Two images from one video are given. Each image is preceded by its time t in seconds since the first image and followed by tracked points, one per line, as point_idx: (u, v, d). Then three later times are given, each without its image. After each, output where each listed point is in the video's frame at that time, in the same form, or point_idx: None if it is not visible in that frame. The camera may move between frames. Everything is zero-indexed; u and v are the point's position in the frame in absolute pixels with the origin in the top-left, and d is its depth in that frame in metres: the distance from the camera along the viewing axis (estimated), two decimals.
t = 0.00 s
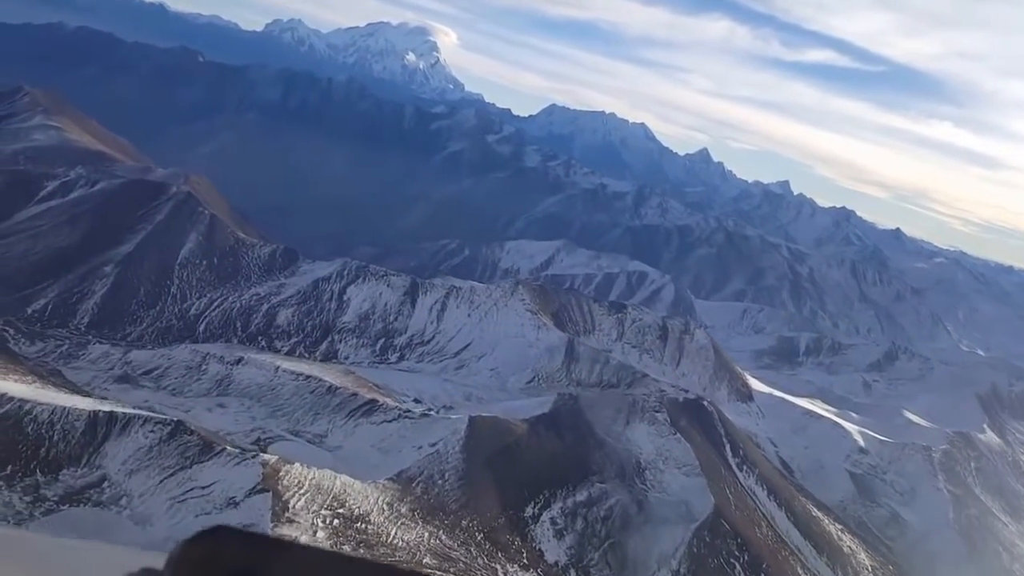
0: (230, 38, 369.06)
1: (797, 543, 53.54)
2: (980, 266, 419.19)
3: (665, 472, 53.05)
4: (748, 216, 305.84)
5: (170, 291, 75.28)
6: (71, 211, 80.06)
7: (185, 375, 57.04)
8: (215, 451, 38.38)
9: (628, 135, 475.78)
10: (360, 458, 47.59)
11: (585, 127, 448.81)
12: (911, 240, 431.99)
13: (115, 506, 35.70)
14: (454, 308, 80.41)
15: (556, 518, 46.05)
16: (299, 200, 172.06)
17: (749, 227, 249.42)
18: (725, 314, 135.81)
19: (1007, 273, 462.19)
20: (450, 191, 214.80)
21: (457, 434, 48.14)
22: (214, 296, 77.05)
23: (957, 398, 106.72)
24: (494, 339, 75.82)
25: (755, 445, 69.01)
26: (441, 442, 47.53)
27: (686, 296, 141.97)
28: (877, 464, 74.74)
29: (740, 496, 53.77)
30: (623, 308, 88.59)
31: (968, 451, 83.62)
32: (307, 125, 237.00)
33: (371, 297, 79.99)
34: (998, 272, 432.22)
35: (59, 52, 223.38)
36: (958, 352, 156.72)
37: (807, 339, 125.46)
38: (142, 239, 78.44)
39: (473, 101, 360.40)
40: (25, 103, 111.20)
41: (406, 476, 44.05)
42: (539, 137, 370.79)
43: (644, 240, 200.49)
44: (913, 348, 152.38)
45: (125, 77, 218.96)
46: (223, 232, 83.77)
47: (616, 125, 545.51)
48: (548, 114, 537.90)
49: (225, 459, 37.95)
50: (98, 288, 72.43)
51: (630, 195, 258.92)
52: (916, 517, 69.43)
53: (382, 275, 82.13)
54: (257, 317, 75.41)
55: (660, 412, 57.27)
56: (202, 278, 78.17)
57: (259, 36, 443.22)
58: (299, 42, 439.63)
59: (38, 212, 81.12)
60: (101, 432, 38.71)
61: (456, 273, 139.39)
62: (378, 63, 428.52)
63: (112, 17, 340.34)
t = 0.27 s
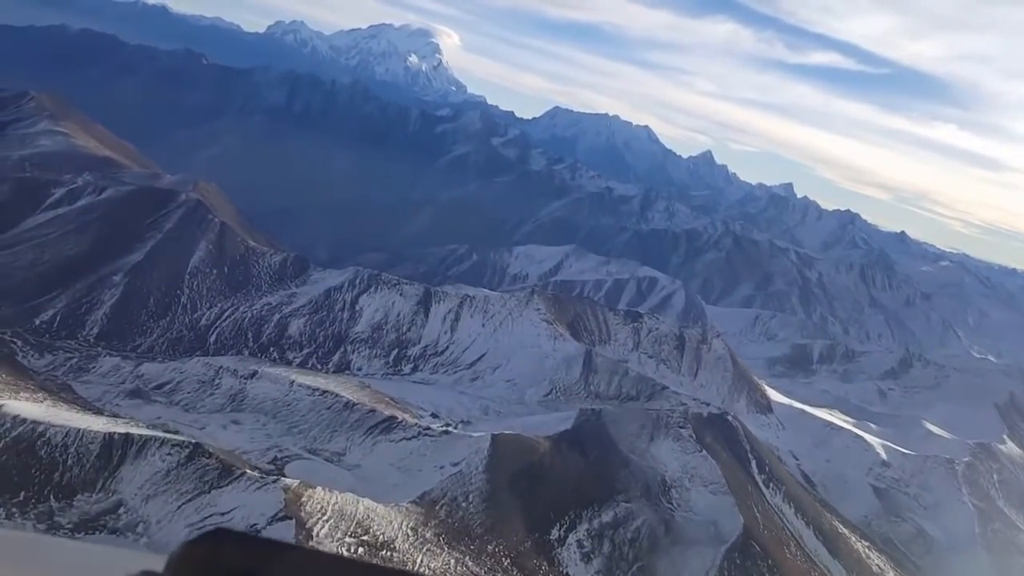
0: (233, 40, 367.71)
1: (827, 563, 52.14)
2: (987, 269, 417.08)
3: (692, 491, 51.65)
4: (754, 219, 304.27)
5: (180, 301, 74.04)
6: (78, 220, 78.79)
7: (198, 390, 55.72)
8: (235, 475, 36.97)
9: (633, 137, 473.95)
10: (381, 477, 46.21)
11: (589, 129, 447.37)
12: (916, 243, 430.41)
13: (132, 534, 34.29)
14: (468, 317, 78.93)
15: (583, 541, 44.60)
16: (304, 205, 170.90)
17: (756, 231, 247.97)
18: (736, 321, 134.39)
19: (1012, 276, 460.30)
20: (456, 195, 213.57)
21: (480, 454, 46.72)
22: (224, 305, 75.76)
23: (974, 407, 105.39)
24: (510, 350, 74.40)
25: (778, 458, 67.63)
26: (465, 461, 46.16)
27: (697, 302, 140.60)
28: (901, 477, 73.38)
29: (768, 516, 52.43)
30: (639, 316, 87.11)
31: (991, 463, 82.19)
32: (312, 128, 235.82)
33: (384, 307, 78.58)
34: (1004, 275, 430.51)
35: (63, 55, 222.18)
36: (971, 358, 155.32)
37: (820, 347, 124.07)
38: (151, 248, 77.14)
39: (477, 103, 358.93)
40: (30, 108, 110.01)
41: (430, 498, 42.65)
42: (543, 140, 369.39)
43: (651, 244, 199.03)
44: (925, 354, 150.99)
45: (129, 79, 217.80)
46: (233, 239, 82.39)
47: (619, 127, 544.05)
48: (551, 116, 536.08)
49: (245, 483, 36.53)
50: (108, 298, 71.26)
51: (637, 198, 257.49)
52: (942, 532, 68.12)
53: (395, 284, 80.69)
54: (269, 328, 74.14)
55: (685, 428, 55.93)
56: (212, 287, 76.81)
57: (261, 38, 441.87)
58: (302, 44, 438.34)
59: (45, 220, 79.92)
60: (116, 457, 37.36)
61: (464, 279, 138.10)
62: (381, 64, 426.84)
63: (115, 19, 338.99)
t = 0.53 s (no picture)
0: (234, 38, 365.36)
1: None
2: (991, 269, 415.91)
3: (719, 506, 50.29)
4: (759, 219, 302.84)
5: (189, 309, 72.71)
6: (85, 226, 77.48)
7: (210, 402, 54.29)
8: (255, 497, 35.50)
9: (636, 137, 472.24)
10: (401, 495, 44.78)
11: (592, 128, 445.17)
12: (920, 242, 429.40)
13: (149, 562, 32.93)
14: (481, 324, 77.42)
15: (610, 562, 43.02)
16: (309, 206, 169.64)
17: (762, 232, 246.57)
18: (747, 325, 133.03)
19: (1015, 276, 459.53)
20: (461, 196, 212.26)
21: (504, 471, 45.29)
22: (234, 313, 74.42)
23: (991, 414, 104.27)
24: (525, 358, 72.94)
25: (800, 470, 66.33)
26: (488, 479, 44.78)
27: (708, 305, 139.20)
28: (924, 488, 72.07)
29: (796, 533, 51.15)
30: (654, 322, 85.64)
31: (1013, 471, 80.89)
32: (315, 130, 234.40)
33: (396, 314, 77.12)
34: (1008, 274, 429.51)
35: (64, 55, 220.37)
36: (982, 362, 154.19)
37: (833, 351, 122.78)
38: (159, 254, 75.74)
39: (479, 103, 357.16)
40: (34, 111, 108.65)
41: (454, 519, 41.27)
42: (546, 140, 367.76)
43: (658, 246, 197.61)
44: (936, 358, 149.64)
45: (132, 80, 216.35)
46: (242, 245, 80.90)
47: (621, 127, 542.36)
48: (554, 116, 534.25)
49: (265, 506, 35.05)
50: (116, 306, 69.99)
51: (642, 199, 256.00)
52: (967, 545, 66.95)
53: (407, 291, 79.20)
54: (280, 336, 72.82)
55: (710, 441, 54.58)
56: (222, 294, 75.45)
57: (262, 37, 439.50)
58: (303, 43, 436.11)
59: (51, 226, 78.61)
60: (131, 478, 36.06)
61: (472, 282, 136.74)
62: (383, 64, 424.85)
63: (115, 19, 336.76)
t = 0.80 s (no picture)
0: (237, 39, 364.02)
1: None
2: (995, 272, 414.65)
3: (747, 526, 48.96)
4: (764, 222, 301.49)
5: (198, 319, 71.40)
6: (92, 234, 76.13)
7: (222, 418, 52.99)
8: (276, 523, 33.83)
9: (638, 139, 470.78)
10: (422, 518, 43.28)
11: (595, 130, 443.84)
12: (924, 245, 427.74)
13: None
14: (495, 335, 75.87)
15: None
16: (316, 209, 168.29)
17: (767, 236, 245.22)
18: (758, 332, 131.65)
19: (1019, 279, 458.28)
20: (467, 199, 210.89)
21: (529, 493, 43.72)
22: (244, 323, 73.05)
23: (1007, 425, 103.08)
24: (540, 370, 71.48)
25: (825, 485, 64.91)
26: (512, 502, 43.37)
27: (718, 311, 137.90)
28: (949, 502, 70.69)
29: (825, 554, 49.85)
30: (670, 331, 84.06)
31: None
32: (319, 132, 232.99)
33: (408, 324, 75.64)
34: (1012, 277, 428.37)
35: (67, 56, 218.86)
36: (993, 368, 153.04)
37: (845, 358, 121.39)
38: (167, 264, 74.48)
39: (482, 106, 355.95)
40: (38, 114, 107.22)
41: (478, 545, 39.83)
42: (550, 142, 366.29)
43: (665, 249, 196.14)
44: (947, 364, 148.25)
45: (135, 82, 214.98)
46: (251, 253, 79.50)
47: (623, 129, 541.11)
48: (556, 117, 532.62)
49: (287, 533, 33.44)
50: (124, 317, 68.84)
51: (648, 202, 254.66)
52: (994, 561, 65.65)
53: (419, 300, 77.73)
54: (290, 347, 71.45)
55: (736, 459, 53.20)
56: (231, 304, 74.06)
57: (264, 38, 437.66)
58: (305, 44, 434.58)
59: (56, 234, 77.23)
60: (148, 504, 34.59)
61: (479, 288, 135.31)
62: (385, 65, 423.05)
63: (117, 20, 335.15)
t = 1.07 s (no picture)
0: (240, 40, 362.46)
1: None
2: (1001, 273, 413.57)
3: (778, 544, 47.53)
4: (771, 223, 299.59)
5: (209, 327, 70.08)
6: (100, 240, 74.77)
7: (236, 432, 51.64)
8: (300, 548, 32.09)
9: (642, 140, 468.91)
10: (446, 541, 41.80)
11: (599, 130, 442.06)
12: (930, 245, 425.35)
13: None
14: (510, 343, 74.34)
15: None
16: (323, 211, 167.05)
17: (775, 237, 243.43)
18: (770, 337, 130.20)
19: None
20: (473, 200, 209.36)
21: (557, 514, 42.16)
22: (255, 331, 71.69)
23: None
24: (557, 379, 69.99)
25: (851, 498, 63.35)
26: (541, 524, 42.01)
27: (729, 315, 136.29)
28: (975, 514, 69.21)
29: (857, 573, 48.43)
30: (688, 339, 82.34)
31: None
32: (324, 133, 231.61)
33: (422, 331, 74.14)
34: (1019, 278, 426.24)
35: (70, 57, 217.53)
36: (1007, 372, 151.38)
37: (860, 364, 120.05)
38: (177, 271, 73.19)
39: (486, 107, 354.29)
40: (43, 117, 105.88)
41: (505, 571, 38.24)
42: (554, 142, 364.47)
43: (673, 251, 194.68)
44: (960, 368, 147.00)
45: (139, 84, 213.71)
46: (262, 259, 78.11)
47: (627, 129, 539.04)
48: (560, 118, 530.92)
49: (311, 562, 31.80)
50: (134, 325, 67.57)
51: (654, 203, 252.95)
52: None
53: (433, 308, 76.22)
54: (303, 355, 70.08)
55: (765, 474, 51.77)
56: (242, 311, 72.70)
57: (267, 39, 436.06)
58: (308, 45, 433.05)
59: (63, 240, 75.86)
60: (167, 530, 33.10)
61: (489, 291, 133.98)
62: (389, 65, 421.44)
63: (119, 20, 333.65)
